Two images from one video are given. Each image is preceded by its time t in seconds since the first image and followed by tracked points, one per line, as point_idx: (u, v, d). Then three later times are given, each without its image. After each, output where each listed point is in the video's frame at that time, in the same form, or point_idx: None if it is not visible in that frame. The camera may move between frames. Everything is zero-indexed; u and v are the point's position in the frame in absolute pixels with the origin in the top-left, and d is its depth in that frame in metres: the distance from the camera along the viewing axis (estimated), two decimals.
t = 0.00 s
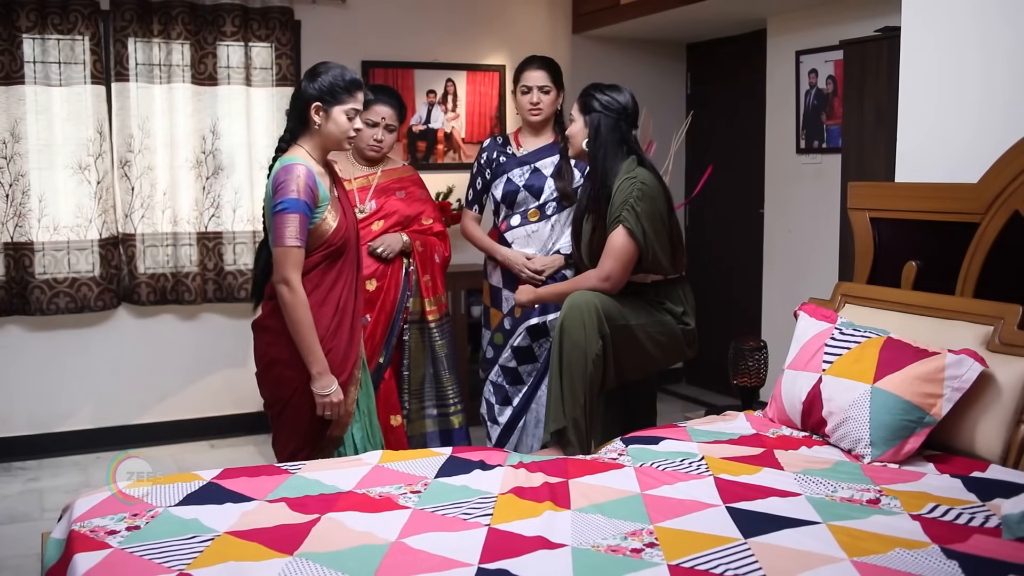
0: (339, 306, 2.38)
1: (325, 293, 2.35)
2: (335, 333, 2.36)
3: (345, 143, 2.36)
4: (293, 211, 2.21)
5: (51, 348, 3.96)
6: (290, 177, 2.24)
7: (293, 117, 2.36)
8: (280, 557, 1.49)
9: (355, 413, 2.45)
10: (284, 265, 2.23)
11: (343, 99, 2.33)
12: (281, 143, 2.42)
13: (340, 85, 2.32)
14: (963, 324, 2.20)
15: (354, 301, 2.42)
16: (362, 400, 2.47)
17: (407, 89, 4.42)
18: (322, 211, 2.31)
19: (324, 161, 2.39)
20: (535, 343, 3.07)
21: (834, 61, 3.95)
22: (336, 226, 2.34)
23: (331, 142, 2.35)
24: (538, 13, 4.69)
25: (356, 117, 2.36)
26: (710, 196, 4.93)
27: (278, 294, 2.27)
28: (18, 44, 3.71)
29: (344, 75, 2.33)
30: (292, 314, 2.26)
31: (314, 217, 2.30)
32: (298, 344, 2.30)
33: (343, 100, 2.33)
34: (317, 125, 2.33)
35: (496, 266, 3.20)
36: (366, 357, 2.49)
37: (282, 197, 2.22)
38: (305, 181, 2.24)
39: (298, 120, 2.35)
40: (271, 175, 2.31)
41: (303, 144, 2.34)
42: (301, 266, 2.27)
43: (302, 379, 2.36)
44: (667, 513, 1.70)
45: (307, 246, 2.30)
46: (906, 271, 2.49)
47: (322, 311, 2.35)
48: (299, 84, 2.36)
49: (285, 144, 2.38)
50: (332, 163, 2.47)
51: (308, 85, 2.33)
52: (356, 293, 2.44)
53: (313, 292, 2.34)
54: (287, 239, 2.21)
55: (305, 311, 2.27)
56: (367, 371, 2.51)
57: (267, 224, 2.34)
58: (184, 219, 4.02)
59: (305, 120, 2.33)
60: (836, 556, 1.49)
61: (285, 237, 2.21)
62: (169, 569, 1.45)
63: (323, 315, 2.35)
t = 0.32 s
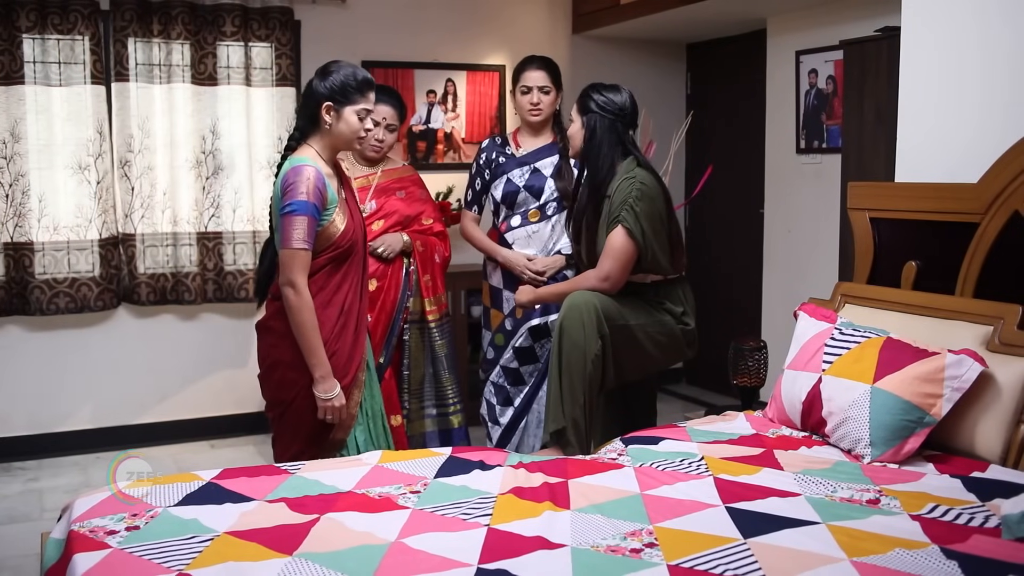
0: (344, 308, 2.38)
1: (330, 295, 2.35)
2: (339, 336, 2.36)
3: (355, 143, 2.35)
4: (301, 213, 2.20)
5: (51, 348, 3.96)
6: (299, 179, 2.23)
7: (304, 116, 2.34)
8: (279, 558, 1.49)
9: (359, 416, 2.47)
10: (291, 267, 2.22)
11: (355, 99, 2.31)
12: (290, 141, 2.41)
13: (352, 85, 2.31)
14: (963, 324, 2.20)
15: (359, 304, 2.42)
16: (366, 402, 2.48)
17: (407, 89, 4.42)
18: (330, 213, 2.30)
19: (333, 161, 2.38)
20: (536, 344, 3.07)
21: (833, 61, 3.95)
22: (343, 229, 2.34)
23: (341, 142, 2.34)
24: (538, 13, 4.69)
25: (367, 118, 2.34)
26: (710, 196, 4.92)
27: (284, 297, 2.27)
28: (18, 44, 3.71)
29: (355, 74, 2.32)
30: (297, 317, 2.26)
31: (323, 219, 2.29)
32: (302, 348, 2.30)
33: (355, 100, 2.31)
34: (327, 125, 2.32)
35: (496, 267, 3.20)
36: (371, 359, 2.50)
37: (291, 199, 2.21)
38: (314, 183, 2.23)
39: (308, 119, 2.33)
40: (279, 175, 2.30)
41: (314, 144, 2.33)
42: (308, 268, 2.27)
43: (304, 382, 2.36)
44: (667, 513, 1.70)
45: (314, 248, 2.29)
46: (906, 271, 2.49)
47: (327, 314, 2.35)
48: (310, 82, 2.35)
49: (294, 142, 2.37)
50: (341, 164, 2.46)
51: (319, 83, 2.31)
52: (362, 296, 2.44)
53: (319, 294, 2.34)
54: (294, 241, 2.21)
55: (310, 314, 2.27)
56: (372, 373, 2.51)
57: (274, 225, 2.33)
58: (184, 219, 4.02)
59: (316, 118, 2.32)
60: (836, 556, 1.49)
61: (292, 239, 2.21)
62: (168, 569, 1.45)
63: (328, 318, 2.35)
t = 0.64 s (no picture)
0: (346, 309, 2.37)
1: (332, 296, 2.35)
2: (342, 336, 2.37)
3: (359, 144, 2.35)
4: (304, 214, 2.20)
5: (51, 348, 3.96)
6: (302, 179, 2.22)
7: (310, 114, 2.34)
8: (278, 558, 1.48)
9: (362, 416, 2.46)
10: (294, 268, 2.22)
11: (362, 101, 2.31)
12: (295, 139, 2.40)
13: (359, 86, 2.30)
14: (962, 324, 2.20)
15: (361, 304, 2.42)
16: (369, 402, 2.47)
17: (406, 89, 4.42)
18: (333, 214, 2.30)
19: (337, 161, 2.37)
20: (535, 344, 3.07)
21: (833, 60, 3.95)
22: (346, 229, 2.33)
23: (345, 143, 2.33)
24: (538, 12, 4.69)
25: (373, 120, 2.34)
26: (710, 196, 4.92)
27: (286, 298, 2.27)
28: (17, 44, 3.71)
29: (363, 76, 2.32)
30: (299, 318, 2.26)
31: (325, 220, 2.29)
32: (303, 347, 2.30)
33: (362, 102, 2.31)
34: (333, 126, 2.31)
35: (493, 268, 3.20)
36: (375, 359, 2.50)
37: (294, 200, 2.21)
38: (317, 183, 2.23)
39: (313, 118, 2.33)
40: (282, 176, 2.30)
41: (317, 142, 2.33)
42: (310, 269, 2.27)
43: (307, 383, 2.36)
44: (666, 514, 1.70)
45: (317, 249, 2.29)
46: (906, 271, 2.49)
47: (329, 315, 2.35)
48: (318, 81, 2.35)
49: (298, 141, 2.37)
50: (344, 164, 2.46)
51: (327, 83, 2.31)
52: (364, 296, 2.44)
53: (321, 295, 2.33)
54: (296, 242, 2.21)
55: (313, 314, 2.27)
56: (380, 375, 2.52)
57: (275, 225, 2.33)
58: (184, 219, 4.02)
59: (322, 118, 2.32)
60: (835, 557, 1.49)
61: (294, 241, 2.21)
62: (167, 569, 1.45)
63: (330, 319, 2.35)
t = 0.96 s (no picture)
0: (348, 310, 2.38)
1: (335, 296, 2.35)
2: (344, 336, 2.37)
3: (363, 145, 2.34)
4: (306, 214, 2.20)
5: (51, 348, 3.96)
6: (304, 179, 2.22)
7: (314, 113, 2.34)
8: (277, 558, 1.48)
9: (365, 416, 2.46)
10: (297, 268, 2.22)
11: (367, 102, 2.31)
12: (299, 137, 2.40)
13: (364, 86, 2.30)
14: (962, 324, 2.20)
15: (364, 304, 2.42)
16: (372, 401, 2.48)
17: (407, 89, 4.42)
18: (335, 214, 2.30)
19: (340, 160, 2.37)
20: (533, 343, 3.07)
21: (834, 60, 3.95)
22: (348, 228, 2.33)
23: (349, 142, 2.33)
24: (538, 12, 4.69)
25: (378, 122, 2.34)
26: (711, 196, 4.92)
27: (288, 298, 2.27)
28: (18, 45, 3.71)
29: (369, 76, 2.31)
30: (301, 318, 2.26)
31: (327, 220, 2.29)
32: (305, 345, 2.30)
33: (366, 103, 2.31)
34: (337, 126, 2.31)
35: (490, 268, 3.20)
36: (378, 359, 2.50)
37: (296, 200, 2.21)
38: (319, 184, 2.22)
39: (318, 118, 2.33)
40: (284, 174, 2.29)
41: (320, 141, 2.33)
42: (313, 269, 2.27)
43: (309, 383, 2.36)
44: (666, 514, 1.70)
45: (319, 249, 2.29)
46: (906, 271, 2.49)
47: (331, 315, 2.35)
48: (323, 81, 2.35)
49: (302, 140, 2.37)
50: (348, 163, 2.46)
51: (332, 82, 2.31)
52: (367, 295, 2.43)
53: (323, 295, 2.34)
54: (299, 242, 2.20)
55: (315, 315, 2.27)
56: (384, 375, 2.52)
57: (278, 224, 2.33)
58: (185, 219, 4.02)
59: (326, 118, 2.32)
60: (835, 557, 1.49)
61: (297, 240, 2.20)
62: (167, 569, 1.45)
63: (332, 319, 2.35)
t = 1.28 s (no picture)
0: (357, 310, 2.37)
1: (343, 295, 2.35)
2: (352, 337, 2.36)
3: (372, 146, 2.34)
4: (313, 214, 2.20)
5: (52, 348, 3.96)
6: (311, 179, 2.22)
7: (323, 113, 2.34)
8: (277, 558, 1.48)
9: (373, 416, 2.46)
10: (303, 268, 2.22)
11: (376, 102, 2.31)
12: (309, 136, 2.41)
13: (374, 87, 2.30)
14: (963, 324, 2.19)
15: (373, 303, 2.42)
16: (381, 401, 2.47)
17: (408, 89, 4.42)
18: (343, 213, 2.30)
19: (348, 160, 2.37)
20: (531, 343, 3.07)
21: (836, 60, 3.94)
22: (356, 228, 2.33)
23: (357, 143, 2.33)
24: (539, 12, 4.69)
25: (387, 123, 2.34)
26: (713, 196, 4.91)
27: (296, 298, 2.27)
28: (19, 45, 3.71)
29: (379, 78, 2.31)
30: (310, 317, 2.27)
31: (335, 219, 2.29)
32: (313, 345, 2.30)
33: (375, 104, 2.30)
34: (345, 126, 2.31)
35: (487, 267, 3.19)
36: (388, 359, 2.49)
37: (303, 200, 2.21)
38: (326, 184, 2.22)
39: (327, 117, 2.33)
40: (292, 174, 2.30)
41: (328, 140, 2.33)
42: (321, 269, 2.27)
43: (317, 383, 2.37)
44: (666, 514, 1.69)
45: (327, 248, 2.29)
46: (907, 271, 2.48)
47: (340, 315, 2.35)
48: (334, 81, 2.35)
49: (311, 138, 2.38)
50: (358, 162, 2.46)
51: (342, 82, 2.32)
52: (376, 294, 2.43)
53: (332, 295, 2.34)
54: (306, 241, 2.21)
55: (322, 314, 2.28)
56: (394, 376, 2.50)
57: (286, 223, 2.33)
58: (187, 219, 4.02)
59: (335, 118, 2.32)
60: (836, 557, 1.49)
61: (304, 240, 2.21)
62: (166, 569, 1.45)
63: (341, 319, 2.35)
